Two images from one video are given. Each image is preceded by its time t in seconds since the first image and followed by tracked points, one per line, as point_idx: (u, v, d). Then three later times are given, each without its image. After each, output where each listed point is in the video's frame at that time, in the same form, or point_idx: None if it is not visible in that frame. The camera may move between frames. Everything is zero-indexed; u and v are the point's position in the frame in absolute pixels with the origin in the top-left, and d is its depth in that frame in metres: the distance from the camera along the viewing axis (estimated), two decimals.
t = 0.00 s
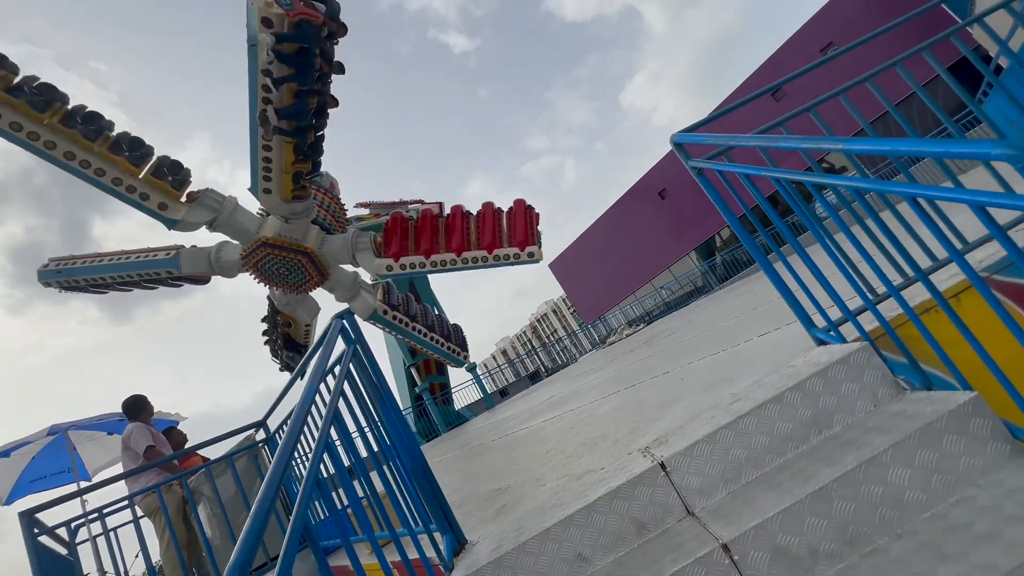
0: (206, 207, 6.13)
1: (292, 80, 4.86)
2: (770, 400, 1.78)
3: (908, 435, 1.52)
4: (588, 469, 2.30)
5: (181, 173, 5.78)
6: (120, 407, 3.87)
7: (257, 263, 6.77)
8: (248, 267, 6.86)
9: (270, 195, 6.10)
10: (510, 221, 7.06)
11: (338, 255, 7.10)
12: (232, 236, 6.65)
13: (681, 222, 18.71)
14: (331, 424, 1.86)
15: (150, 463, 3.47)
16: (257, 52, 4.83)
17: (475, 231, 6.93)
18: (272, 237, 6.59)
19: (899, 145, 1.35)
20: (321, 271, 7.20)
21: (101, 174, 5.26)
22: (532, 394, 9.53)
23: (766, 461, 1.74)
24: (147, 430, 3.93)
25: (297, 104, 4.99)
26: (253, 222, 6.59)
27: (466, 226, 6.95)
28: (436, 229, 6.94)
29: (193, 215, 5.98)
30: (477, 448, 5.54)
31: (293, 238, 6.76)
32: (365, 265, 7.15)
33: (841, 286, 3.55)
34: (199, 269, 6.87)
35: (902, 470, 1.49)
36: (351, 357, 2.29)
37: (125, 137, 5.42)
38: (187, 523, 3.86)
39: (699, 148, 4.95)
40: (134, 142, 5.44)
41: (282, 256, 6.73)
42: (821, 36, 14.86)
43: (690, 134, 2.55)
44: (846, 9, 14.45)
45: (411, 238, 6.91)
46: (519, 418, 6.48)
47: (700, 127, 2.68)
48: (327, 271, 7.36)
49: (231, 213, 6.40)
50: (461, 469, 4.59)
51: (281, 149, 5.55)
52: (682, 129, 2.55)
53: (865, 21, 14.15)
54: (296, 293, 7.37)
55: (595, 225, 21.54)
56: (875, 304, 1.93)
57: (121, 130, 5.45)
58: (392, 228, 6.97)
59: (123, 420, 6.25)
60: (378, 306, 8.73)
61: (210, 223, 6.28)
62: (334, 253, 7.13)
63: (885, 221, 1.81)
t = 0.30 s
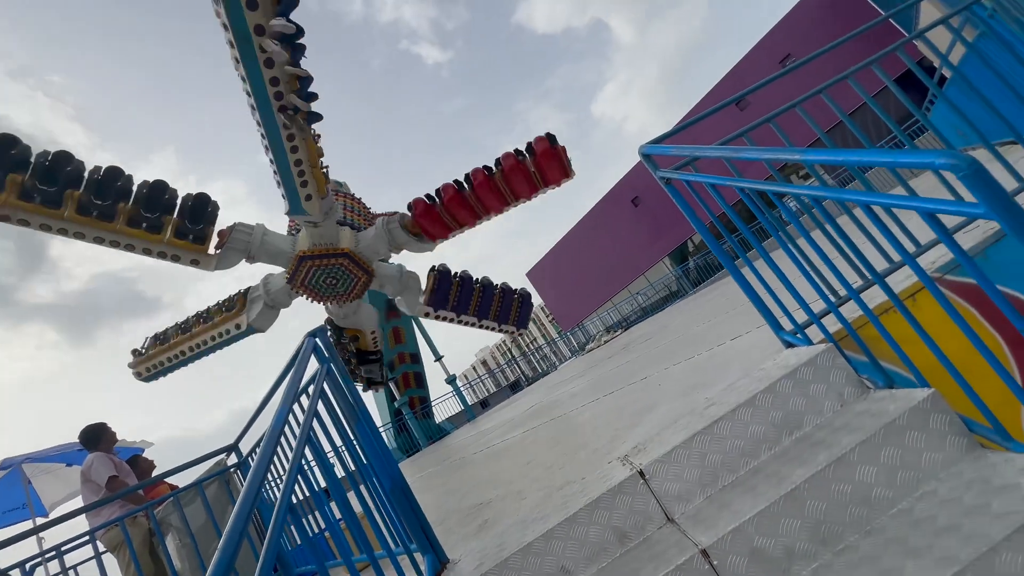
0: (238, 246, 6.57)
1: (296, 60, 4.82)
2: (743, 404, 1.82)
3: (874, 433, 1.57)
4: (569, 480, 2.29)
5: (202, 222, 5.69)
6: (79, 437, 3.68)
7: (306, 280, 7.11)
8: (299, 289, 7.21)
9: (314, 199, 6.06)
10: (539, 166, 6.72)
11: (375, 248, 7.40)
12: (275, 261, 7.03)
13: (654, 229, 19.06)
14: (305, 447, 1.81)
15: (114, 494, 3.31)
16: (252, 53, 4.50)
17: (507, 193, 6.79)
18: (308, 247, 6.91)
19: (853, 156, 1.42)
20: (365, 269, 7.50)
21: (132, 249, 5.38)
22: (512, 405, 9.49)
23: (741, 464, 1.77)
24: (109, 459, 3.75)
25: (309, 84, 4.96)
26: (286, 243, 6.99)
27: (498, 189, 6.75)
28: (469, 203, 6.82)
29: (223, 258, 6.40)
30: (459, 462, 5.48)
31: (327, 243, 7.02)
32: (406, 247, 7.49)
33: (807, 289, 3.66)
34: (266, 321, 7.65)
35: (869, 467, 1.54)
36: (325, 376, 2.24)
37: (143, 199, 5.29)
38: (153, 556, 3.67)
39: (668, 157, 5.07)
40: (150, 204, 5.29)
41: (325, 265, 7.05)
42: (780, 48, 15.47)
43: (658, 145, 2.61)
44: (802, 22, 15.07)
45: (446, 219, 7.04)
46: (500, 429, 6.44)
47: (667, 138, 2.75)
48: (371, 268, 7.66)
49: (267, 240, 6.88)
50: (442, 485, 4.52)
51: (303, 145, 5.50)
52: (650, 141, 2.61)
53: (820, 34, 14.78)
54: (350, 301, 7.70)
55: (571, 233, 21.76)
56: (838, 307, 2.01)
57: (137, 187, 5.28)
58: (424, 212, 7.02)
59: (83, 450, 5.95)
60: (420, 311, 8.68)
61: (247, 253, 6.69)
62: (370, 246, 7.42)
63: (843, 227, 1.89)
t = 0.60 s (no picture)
0: (292, 272, 7.05)
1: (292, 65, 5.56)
2: (716, 409, 1.85)
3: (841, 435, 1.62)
4: (548, 493, 2.28)
5: (248, 268, 6.27)
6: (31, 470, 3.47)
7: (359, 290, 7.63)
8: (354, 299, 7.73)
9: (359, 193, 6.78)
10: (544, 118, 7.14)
11: (409, 239, 7.75)
12: (326, 282, 7.55)
13: (628, 236, 19.34)
14: (276, 471, 1.75)
15: (70, 529, 3.13)
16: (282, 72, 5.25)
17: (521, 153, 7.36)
18: (349, 260, 7.35)
19: (812, 168, 1.48)
20: (408, 263, 7.84)
21: (197, 309, 6.10)
22: (492, 416, 9.42)
23: (716, 470, 1.79)
24: (65, 493, 3.54)
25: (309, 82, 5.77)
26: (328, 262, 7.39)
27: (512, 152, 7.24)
28: (489, 174, 7.32)
29: (280, 292, 6.91)
30: (438, 477, 5.38)
31: (365, 250, 7.44)
32: (437, 229, 7.83)
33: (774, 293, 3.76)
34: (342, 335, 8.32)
35: (838, 468, 1.59)
36: (296, 396, 2.17)
37: (191, 264, 5.96)
38: None
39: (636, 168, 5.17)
40: (198, 265, 5.95)
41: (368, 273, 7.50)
42: (742, 60, 16.05)
43: (626, 157, 2.66)
44: (761, 36, 15.68)
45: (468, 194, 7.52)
46: (480, 441, 6.37)
47: (635, 150, 2.80)
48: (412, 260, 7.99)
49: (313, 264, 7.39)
50: (422, 502, 4.43)
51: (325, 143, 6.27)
52: (619, 152, 2.66)
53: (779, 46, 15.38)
54: (405, 295, 8.22)
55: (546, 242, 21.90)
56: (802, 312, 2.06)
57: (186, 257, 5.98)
58: (452, 196, 7.43)
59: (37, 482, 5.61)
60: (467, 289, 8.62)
61: (299, 284, 7.17)
62: (405, 241, 7.77)
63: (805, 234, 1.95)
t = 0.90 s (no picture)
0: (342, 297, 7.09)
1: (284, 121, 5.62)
2: (692, 418, 1.87)
3: (811, 441, 1.65)
4: (528, 505, 2.26)
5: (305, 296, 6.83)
6: None
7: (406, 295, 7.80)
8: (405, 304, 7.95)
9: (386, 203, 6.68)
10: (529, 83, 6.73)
11: (440, 237, 7.70)
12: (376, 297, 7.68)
13: (606, 244, 19.55)
14: (244, 493, 1.68)
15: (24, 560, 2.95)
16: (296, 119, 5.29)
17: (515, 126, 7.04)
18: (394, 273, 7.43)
19: (780, 180, 1.51)
20: (442, 256, 7.88)
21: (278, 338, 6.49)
22: (474, 426, 9.34)
23: (693, 478, 1.80)
24: (19, 521, 3.35)
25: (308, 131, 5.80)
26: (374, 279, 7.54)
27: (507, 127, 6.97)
28: (491, 154, 7.08)
29: (339, 306, 7.08)
30: (419, 490, 5.29)
31: (402, 261, 7.45)
32: (459, 219, 7.70)
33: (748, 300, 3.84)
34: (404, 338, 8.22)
35: (810, 474, 1.62)
36: (267, 414, 2.11)
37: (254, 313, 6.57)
38: None
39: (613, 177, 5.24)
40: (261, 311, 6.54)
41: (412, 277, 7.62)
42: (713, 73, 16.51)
43: (601, 168, 2.69)
44: (731, 49, 16.17)
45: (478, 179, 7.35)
46: (461, 452, 6.30)
47: (610, 161, 2.85)
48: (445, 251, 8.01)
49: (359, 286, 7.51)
50: (401, 516, 4.34)
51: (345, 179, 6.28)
52: (594, 163, 2.69)
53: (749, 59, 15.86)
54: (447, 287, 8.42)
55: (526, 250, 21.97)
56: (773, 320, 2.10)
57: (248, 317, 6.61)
58: (461, 185, 7.25)
59: None
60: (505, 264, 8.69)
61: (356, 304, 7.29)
62: (435, 240, 7.74)
63: (773, 244, 2.00)
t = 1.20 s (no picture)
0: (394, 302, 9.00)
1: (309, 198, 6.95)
2: (675, 424, 1.87)
3: (790, 446, 1.67)
4: (510, 513, 2.24)
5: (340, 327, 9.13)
6: None
7: (443, 291, 9.47)
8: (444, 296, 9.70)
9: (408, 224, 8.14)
10: (501, 82, 7.52)
11: (465, 238, 9.30)
12: (419, 298, 9.40)
13: (591, 251, 19.70)
14: (218, 501, 1.63)
15: None
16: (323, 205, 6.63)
17: (498, 124, 7.83)
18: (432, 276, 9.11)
19: (761, 189, 1.53)
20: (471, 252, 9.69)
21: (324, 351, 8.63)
22: (458, 432, 9.29)
23: (675, 484, 1.81)
24: None
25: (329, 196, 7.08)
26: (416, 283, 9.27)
27: (491, 128, 7.79)
28: (482, 154, 7.96)
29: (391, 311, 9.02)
30: (401, 498, 5.22)
31: (439, 266, 9.18)
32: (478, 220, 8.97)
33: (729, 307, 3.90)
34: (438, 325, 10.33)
35: (790, 480, 1.63)
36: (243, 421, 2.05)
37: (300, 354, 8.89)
38: None
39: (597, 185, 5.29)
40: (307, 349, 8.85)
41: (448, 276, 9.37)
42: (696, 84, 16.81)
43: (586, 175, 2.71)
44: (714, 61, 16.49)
45: (480, 180, 8.26)
46: (444, 459, 6.26)
47: (594, 168, 2.86)
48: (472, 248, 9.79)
49: (403, 291, 9.18)
50: (382, 525, 4.27)
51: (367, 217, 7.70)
52: (579, 170, 2.71)
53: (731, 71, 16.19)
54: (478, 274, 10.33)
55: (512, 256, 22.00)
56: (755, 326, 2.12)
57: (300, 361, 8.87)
58: (462, 186, 8.24)
59: None
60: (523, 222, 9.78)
61: (400, 304, 9.06)
62: (460, 241, 9.35)
63: (754, 252, 2.02)
